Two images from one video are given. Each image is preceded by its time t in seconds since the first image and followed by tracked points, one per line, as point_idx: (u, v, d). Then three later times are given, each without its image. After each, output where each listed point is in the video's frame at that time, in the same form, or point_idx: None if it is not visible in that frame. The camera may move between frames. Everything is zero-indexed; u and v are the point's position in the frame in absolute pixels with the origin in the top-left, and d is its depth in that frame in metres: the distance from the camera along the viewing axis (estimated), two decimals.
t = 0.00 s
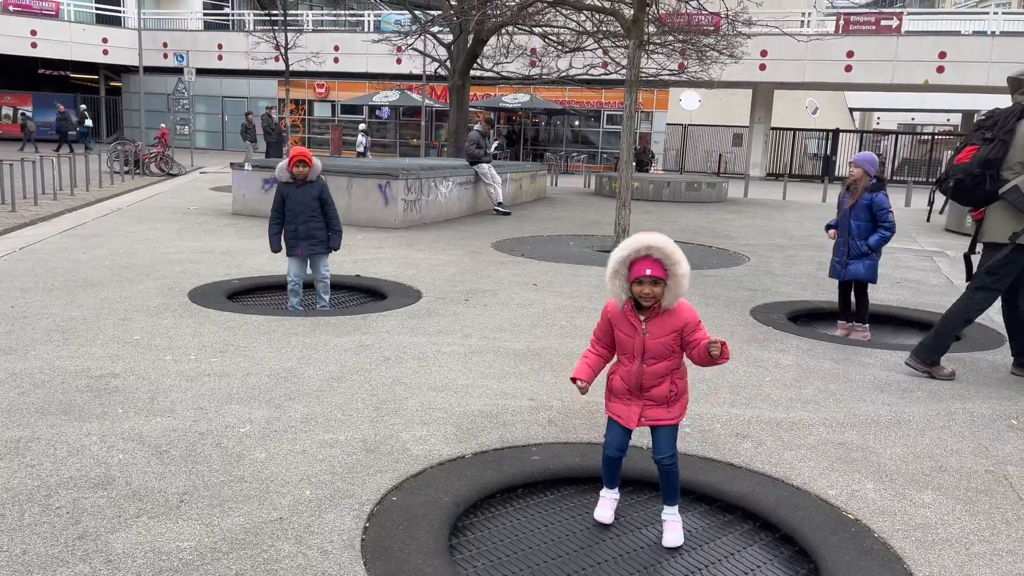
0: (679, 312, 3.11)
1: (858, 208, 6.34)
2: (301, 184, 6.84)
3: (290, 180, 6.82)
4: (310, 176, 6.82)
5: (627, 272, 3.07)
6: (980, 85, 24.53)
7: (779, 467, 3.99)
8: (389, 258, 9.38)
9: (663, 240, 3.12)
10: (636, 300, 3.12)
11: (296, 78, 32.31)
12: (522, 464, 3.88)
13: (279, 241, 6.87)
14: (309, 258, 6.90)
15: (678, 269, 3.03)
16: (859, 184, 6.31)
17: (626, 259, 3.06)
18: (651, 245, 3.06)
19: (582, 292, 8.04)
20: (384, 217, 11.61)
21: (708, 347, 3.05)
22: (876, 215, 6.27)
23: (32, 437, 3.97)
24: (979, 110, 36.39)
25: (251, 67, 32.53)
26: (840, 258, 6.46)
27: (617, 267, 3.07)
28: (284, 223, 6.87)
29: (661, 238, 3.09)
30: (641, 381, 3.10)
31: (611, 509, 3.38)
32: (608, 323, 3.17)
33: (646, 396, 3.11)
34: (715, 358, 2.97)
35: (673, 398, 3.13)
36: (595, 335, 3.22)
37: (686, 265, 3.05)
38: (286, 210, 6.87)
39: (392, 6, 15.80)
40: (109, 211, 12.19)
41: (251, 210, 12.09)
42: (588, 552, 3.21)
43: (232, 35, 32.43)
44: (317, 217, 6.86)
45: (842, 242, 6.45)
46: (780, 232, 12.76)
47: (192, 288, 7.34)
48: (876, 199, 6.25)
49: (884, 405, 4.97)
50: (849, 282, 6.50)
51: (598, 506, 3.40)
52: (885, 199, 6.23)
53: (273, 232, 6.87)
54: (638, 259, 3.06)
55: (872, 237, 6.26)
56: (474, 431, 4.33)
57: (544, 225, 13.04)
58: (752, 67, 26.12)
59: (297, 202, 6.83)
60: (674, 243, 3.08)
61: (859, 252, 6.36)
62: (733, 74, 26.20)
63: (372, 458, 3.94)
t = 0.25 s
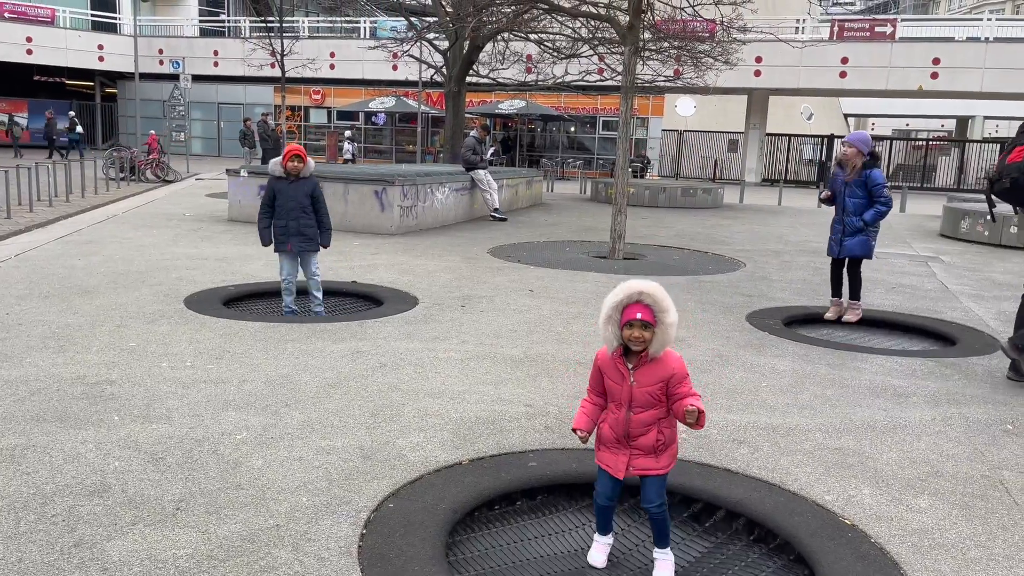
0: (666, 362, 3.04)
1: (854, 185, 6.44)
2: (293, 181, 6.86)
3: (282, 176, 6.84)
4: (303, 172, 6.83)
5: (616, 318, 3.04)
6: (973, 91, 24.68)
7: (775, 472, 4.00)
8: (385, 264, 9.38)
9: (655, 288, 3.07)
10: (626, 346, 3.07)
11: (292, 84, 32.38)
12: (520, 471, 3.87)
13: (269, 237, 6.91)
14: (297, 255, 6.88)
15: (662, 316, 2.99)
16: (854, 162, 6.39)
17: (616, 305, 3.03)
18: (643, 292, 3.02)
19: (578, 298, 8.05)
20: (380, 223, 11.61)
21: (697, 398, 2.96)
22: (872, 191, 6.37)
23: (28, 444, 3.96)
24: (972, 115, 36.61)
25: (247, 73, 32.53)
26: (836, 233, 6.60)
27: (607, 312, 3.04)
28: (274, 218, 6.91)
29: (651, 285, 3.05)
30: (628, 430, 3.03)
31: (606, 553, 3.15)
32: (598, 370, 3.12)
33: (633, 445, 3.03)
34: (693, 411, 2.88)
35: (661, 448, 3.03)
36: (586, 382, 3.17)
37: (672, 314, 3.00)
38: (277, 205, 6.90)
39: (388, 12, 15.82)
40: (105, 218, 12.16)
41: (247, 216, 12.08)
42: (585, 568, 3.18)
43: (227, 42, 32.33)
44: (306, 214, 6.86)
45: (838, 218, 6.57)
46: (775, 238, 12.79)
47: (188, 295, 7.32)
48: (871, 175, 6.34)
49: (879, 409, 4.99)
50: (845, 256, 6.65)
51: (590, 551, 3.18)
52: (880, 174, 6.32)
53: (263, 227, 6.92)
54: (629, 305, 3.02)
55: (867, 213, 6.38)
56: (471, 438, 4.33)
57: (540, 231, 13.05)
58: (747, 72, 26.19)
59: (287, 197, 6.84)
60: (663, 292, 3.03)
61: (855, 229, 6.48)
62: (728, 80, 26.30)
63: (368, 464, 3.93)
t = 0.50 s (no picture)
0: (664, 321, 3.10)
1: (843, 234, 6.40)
2: (287, 175, 6.84)
3: (275, 169, 6.80)
4: (297, 167, 6.82)
5: (613, 282, 3.07)
6: (967, 98, 24.79)
7: (773, 479, 3.99)
8: (382, 271, 9.38)
9: (652, 250, 3.09)
10: (622, 307, 3.13)
11: (289, 92, 32.39)
12: (517, 478, 3.87)
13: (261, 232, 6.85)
14: (291, 250, 6.90)
15: (661, 280, 3.03)
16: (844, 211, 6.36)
17: (612, 270, 3.06)
18: (641, 256, 3.05)
19: (574, 304, 8.06)
20: (377, 231, 11.61)
21: (691, 359, 3.05)
22: (859, 243, 6.33)
23: (23, 453, 3.94)
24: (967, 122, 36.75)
25: (243, 81, 32.53)
26: (823, 282, 6.56)
27: (605, 276, 3.07)
28: (265, 212, 6.84)
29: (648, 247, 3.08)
30: (623, 388, 3.13)
31: (603, 524, 3.36)
32: (594, 329, 3.18)
33: (628, 401, 3.14)
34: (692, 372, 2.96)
35: (655, 404, 3.14)
36: (582, 339, 3.25)
37: (672, 277, 3.04)
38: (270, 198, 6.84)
39: (384, 19, 15.85)
40: (100, 225, 12.15)
41: (243, 224, 12.07)
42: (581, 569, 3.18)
43: (223, 50, 32.37)
44: (300, 209, 6.88)
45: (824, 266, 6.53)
46: (771, 244, 12.82)
47: (184, 303, 7.31)
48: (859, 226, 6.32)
49: (876, 416, 5.00)
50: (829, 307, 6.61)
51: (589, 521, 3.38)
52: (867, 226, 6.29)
53: (255, 221, 6.84)
54: (627, 268, 3.05)
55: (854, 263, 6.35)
56: (468, 445, 4.32)
57: (536, 238, 13.06)
58: (742, 80, 26.28)
59: (283, 191, 6.81)
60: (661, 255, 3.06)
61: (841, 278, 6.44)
62: (724, 87, 26.36)
63: (365, 472, 3.93)
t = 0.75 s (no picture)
0: (650, 376, 3.07)
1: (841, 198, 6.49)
2: (283, 219, 6.78)
3: (271, 214, 6.74)
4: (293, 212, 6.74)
5: (603, 335, 3.04)
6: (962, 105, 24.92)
7: (770, 487, 3.99)
8: (378, 279, 9.38)
9: (640, 305, 3.08)
10: (612, 361, 3.09)
11: (285, 100, 32.45)
12: (514, 488, 3.86)
13: (255, 274, 6.83)
14: (284, 293, 6.88)
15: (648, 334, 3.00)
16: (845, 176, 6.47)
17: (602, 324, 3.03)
18: (630, 309, 3.04)
19: (571, 312, 8.06)
20: (373, 239, 11.62)
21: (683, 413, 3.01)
22: (855, 206, 6.40)
23: (18, 463, 3.92)
24: (961, 130, 36.93)
25: (240, 89, 32.57)
26: (819, 244, 6.63)
27: (595, 330, 3.04)
28: (259, 255, 6.81)
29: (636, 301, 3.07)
30: (615, 442, 3.05)
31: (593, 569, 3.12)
32: (584, 383, 3.13)
33: (619, 456, 3.05)
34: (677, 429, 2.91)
35: (646, 459, 3.07)
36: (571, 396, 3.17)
37: (660, 331, 3.01)
38: (264, 241, 6.80)
39: (380, 28, 15.88)
40: (97, 234, 12.13)
41: (239, 232, 12.06)
42: None
43: (220, 58, 32.41)
44: (293, 253, 6.83)
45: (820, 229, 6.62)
46: (767, 251, 12.84)
47: (180, 311, 7.29)
48: (856, 190, 6.39)
49: (873, 423, 5.00)
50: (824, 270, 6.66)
51: (577, 568, 3.14)
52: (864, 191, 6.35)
53: (249, 262, 6.82)
54: (616, 322, 3.03)
55: (849, 225, 6.40)
56: (465, 453, 4.32)
57: (533, 245, 13.07)
58: (738, 88, 26.38)
59: (277, 235, 6.77)
60: (649, 309, 3.05)
61: (835, 240, 6.51)
62: (720, 95, 26.45)
63: (362, 480, 3.92)
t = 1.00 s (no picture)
0: (649, 337, 3.10)
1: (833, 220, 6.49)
2: (281, 189, 6.82)
3: (269, 184, 6.77)
4: (291, 182, 6.81)
5: (598, 296, 3.08)
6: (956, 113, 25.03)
7: (768, 496, 3.99)
8: (375, 288, 9.37)
9: (636, 266, 3.09)
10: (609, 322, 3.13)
11: (282, 109, 32.49)
12: (511, 496, 3.85)
13: (251, 243, 6.80)
14: (281, 262, 6.90)
15: (645, 299, 3.01)
16: (835, 197, 6.45)
17: (596, 286, 3.06)
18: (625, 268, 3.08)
19: (567, 321, 8.06)
20: (370, 247, 11.62)
21: (679, 373, 3.04)
22: (850, 227, 6.44)
23: (12, 474, 3.90)
24: (955, 138, 37.08)
25: (236, 99, 32.58)
26: (815, 267, 6.62)
27: (590, 291, 3.08)
28: (255, 224, 6.80)
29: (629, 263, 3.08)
30: (612, 403, 3.09)
31: (591, 544, 3.33)
32: (582, 344, 3.18)
33: (617, 417, 3.10)
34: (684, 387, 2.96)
35: (644, 421, 3.10)
36: (571, 356, 3.23)
37: (656, 292, 3.03)
38: (261, 211, 6.81)
39: (377, 37, 15.91)
40: (93, 243, 12.11)
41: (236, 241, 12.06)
42: None
43: (216, 67, 32.39)
44: (291, 222, 6.87)
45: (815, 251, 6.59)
46: (764, 259, 12.86)
47: (176, 320, 7.28)
48: (850, 212, 6.42)
49: (870, 430, 5.02)
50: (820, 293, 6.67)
51: (576, 543, 3.34)
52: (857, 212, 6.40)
53: (244, 230, 6.79)
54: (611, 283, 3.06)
55: (845, 249, 6.46)
56: (461, 463, 4.30)
57: (529, 254, 13.08)
58: (733, 96, 26.45)
59: (276, 205, 6.79)
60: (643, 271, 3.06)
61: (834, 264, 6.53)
62: (716, 104, 26.50)
63: (358, 491, 3.90)
